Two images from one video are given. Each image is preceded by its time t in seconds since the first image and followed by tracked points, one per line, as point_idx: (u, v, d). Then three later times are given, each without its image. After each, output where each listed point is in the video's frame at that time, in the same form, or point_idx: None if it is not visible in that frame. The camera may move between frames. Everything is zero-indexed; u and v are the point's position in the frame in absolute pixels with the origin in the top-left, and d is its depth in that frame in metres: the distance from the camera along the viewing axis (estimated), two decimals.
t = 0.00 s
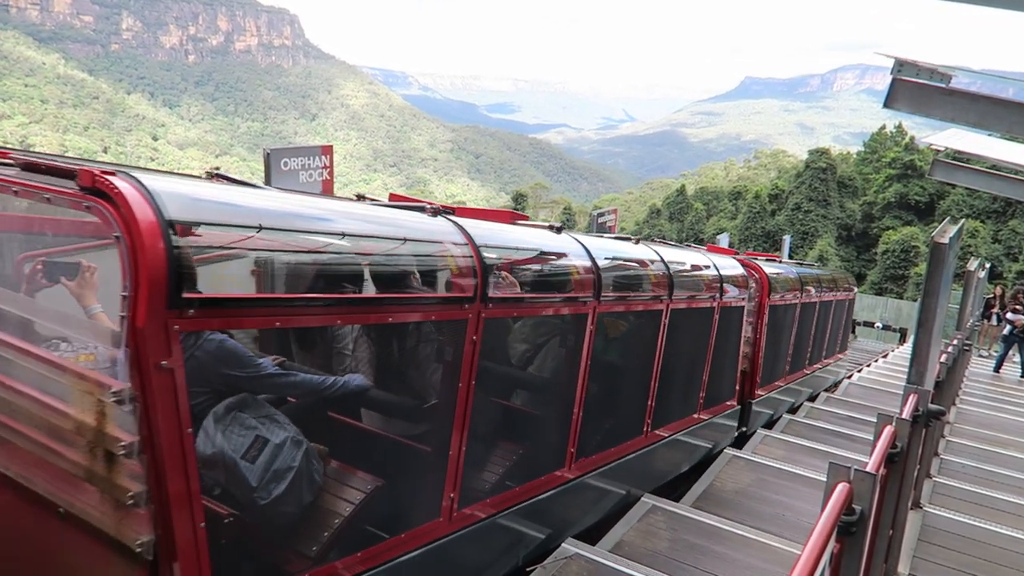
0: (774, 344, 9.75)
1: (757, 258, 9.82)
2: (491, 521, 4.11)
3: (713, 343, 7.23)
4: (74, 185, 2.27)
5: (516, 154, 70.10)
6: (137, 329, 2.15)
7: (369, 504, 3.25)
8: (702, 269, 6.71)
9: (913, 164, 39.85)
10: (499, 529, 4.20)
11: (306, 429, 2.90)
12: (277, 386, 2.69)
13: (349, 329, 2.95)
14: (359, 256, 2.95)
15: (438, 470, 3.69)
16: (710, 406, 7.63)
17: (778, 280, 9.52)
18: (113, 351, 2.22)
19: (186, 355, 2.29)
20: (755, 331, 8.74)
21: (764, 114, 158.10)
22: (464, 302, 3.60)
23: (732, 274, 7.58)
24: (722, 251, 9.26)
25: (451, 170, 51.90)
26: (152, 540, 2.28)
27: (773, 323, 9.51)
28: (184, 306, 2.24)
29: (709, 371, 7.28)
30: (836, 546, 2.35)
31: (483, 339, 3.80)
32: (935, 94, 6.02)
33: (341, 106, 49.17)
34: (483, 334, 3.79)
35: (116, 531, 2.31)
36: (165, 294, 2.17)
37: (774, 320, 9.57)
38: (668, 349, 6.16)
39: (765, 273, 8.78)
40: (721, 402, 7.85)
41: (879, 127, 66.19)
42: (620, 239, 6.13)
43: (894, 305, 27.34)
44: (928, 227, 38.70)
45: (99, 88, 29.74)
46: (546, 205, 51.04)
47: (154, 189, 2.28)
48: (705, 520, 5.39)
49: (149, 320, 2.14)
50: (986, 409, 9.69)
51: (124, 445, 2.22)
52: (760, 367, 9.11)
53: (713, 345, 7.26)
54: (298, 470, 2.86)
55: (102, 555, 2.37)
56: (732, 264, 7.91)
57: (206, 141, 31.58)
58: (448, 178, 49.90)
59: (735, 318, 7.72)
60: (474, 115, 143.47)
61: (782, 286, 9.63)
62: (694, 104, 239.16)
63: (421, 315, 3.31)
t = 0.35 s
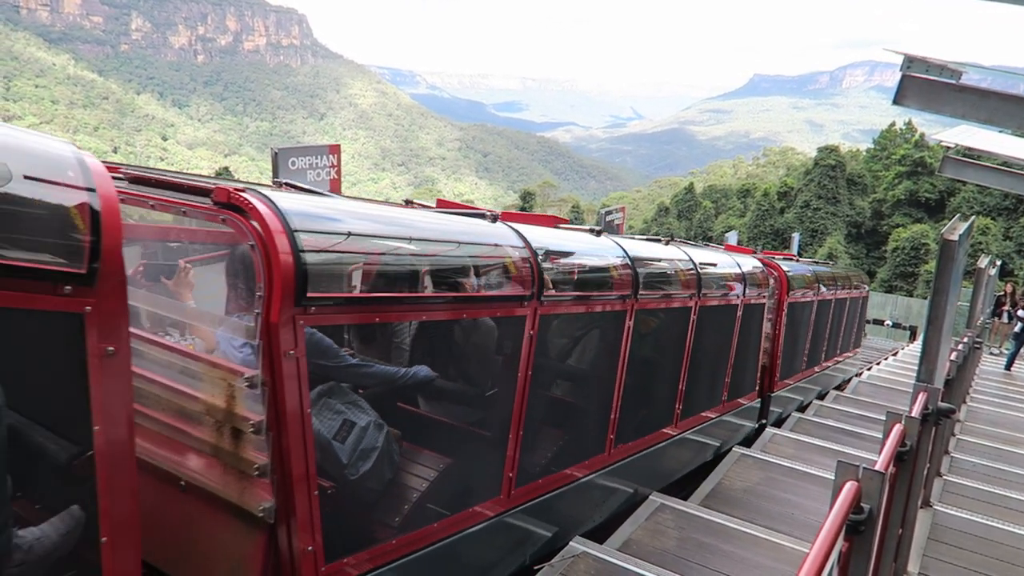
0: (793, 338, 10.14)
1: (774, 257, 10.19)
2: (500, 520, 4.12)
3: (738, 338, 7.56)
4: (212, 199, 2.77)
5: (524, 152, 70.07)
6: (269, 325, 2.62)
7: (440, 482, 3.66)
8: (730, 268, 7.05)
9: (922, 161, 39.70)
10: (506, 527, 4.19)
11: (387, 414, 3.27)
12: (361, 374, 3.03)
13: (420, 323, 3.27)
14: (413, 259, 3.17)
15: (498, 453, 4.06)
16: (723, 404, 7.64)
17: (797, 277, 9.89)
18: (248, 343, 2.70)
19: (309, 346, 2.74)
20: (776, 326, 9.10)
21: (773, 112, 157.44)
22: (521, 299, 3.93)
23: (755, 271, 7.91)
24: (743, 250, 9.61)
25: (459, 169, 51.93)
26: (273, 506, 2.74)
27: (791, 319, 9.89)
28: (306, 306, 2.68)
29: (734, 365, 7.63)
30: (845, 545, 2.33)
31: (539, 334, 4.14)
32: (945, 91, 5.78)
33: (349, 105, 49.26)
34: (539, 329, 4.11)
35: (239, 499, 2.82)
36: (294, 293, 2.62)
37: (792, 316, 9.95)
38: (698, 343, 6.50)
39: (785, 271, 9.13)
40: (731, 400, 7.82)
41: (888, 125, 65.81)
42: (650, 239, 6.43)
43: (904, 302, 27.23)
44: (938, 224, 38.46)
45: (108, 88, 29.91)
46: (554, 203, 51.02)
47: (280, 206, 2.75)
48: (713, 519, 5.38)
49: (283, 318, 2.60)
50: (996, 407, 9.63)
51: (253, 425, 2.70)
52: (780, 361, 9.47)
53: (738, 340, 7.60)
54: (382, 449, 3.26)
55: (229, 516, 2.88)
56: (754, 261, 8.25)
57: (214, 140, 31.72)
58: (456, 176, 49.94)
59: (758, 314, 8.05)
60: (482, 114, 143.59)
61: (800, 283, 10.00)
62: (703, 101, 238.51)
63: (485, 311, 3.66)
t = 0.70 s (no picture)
0: (808, 335, 10.61)
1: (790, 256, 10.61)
2: (507, 518, 4.11)
3: (757, 334, 7.99)
4: (315, 211, 3.34)
5: (532, 151, 69.99)
6: (367, 321, 3.13)
7: (496, 466, 4.00)
8: (751, 268, 7.48)
9: (932, 159, 39.54)
10: (513, 526, 4.18)
11: (450, 402, 3.59)
12: (422, 363, 3.36)
13: (473, 316, 3.60)
14: (455, 255, 3.48)
15: (547, 439, 4.41)
16: (729, 404, 7.59)
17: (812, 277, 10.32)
18: (348, 336, 3.23)
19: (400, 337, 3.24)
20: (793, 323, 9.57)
21: (782, 110, 156.74)
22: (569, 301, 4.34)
23: (773, 269, 8.34)
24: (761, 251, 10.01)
25: (467, 168, 51.95)
26: (364, 480, 3.27)
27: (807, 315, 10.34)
28: (399, 303, 3.17)
29: (754, 360, 8.07)
30: (853, 543, 2.33)
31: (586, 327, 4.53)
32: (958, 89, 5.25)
33: (357, 105, 49.31)
34: (586, 325, 4.50)
35: (332, 473, 3.37)
36: (388, 294, 3.11)
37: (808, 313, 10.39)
38: (721, 338, 6.92)
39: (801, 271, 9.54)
40: (739, 398, 7.79)
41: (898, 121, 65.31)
42: (678, 240, 6.85)
43: (913, 301, 27.13)
44: (948, 223, 38.27)
45: (118, 88, 30.07)
46: (562, 202, 50.94)
47: (375, 217, 3.27)
48: (721, 518, 5.36)
49: (379, 315, 3.10)
50: (1006, 406, 9.58)
51: (350, 408, 3.24)
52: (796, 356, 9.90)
53: (757, 336, 8.03)
54: (449, 434, 3.58)
55: (323, 489, 3.43)
56: (772, 261, 8.67)
57: (223, 140, 31.82)
58: (463, 175, 49.95)
59: (776, 310, 8.49)
60: (489, 113, 143.57)
61: (814, 281, 10.44)
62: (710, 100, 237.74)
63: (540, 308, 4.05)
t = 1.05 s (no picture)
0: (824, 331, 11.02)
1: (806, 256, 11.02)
2: (513, 517, 4.11)
3: (776, 331, 8.42)
4: (391, 216, 3.76)
5: (538, 150, 69.97)
6: (444, 317, 3.57)
7: (544, 452, 4.39)
8: (770, 268, 7.93)
9: (940, 158, 39.42)
10: (520, 525, 4.19)
11: (505, 390, 3.97)
12: (481, 356, 3.78)
13: (523, 314, 3.97)
14: (500, 257, 3.83)
15: (590, 426, 4.82)
16: (735, 403, 7.55)
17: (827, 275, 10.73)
18: (424, 330, 3.65)
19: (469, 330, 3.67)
20: (810, 320, 10.00)
21: (790, 108, 156.20)
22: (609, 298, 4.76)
23: (789, 270, 8.78)
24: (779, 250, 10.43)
25: (474, 167, 51.99)
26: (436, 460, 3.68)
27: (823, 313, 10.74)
28: (470, 301, 3.61)
29: (773, 356, 8.50)
30: (858, 543, 2.33)
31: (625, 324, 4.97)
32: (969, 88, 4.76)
33: (364, 104, 49.37)
34: (625, 321, 4.94)
35: (407, 454, 3.78)
36: (462, 292, 3.54)
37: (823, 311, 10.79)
38: (743, 334, 7.36)
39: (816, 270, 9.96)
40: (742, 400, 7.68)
41: (906, 121, 65.08)
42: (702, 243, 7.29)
43: (921, 300, 27.05)
44: (956, 222, 38.12)
45: (126, 88, 30.23)
46: (568, 202, 50.88)
47: (449, 223, 3.69)
48: (728, 517, 5.35)
49: (455, 310, 3.53)
50: (1015, 406, 9.53)
51: (427, 394, 3.66)
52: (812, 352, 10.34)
53: (776, 332, 8.46)
54: (503, 421, 3.98)
55: (398, 469, 3.83)
56: (788, 262, 9.11)
57: (231, 140, 31.94)
58: (470, 174, 49.97)
59: (793, 309, 8.93)
60: (495, 112, 143.64)
61: (830, 280, 10.86)
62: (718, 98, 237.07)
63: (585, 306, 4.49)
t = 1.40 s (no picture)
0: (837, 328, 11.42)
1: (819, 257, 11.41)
2: (517, 516, 4.11)
3: (792, 328, 8.81)
4: (453, 222, 4.20)
5: (544, 149, 69.88)
6: (505, 312, 4.00)
7: (585, 439, 4.76)
8: (785, 267, 8.33)
9: (947, 156, 39.31)
10: (525, 524, 4.19)
11: (547, 380, 4.32)
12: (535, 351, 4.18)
13: (565, 311, 4.37)
14: (539, 255, 4.14)
15: (625, 416, 5.19)
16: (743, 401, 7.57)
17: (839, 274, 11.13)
18: (486, 326, 4.10)
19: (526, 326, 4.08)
20: (823, 318, 10.40)
21: (797, 106, 155.62)
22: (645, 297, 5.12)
23: (803, 270, 9.17)
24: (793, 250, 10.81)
25: (479, 166, 51.97)
26: (494, 442, 4.09)
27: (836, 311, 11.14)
28: (528, 299, 4.02)
29: (789, 353, 8.88)
30: (865, 542, 2.32)
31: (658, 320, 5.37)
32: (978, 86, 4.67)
33: (369, 102, 49.37)
34: (658, 318, 5.34)
35: (469, 437, 4.18)
36: (521, 288, 3.98)
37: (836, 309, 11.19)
38: (762, 331, 7.74)
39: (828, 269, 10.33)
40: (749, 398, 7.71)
41: (914, 119, 64.67)
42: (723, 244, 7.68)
43: (927, 300, 26.97)
44: (963, 221, 37.99)
45: (132, 86, 30.33)
46: (574, 200, 50.83)
47: (510, 230, 4.10)
48: (733, 517, 5.34)
49: (515, 306, 3.97)
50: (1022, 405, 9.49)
51: (487, 382, 4.08)
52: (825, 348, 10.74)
53: (791, 330, 8.85)
54: (549, 409, 4.34)
55: (456, 452, 4.24)
56: (802, 262, 9.49)
57: (237, 138, 32.00)
58: (475, 173, 49.93)
59: (806, 307, 9.32)
60: (501, 110, 143.58)
61: (843, 281, 11.30)
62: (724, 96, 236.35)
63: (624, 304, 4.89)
